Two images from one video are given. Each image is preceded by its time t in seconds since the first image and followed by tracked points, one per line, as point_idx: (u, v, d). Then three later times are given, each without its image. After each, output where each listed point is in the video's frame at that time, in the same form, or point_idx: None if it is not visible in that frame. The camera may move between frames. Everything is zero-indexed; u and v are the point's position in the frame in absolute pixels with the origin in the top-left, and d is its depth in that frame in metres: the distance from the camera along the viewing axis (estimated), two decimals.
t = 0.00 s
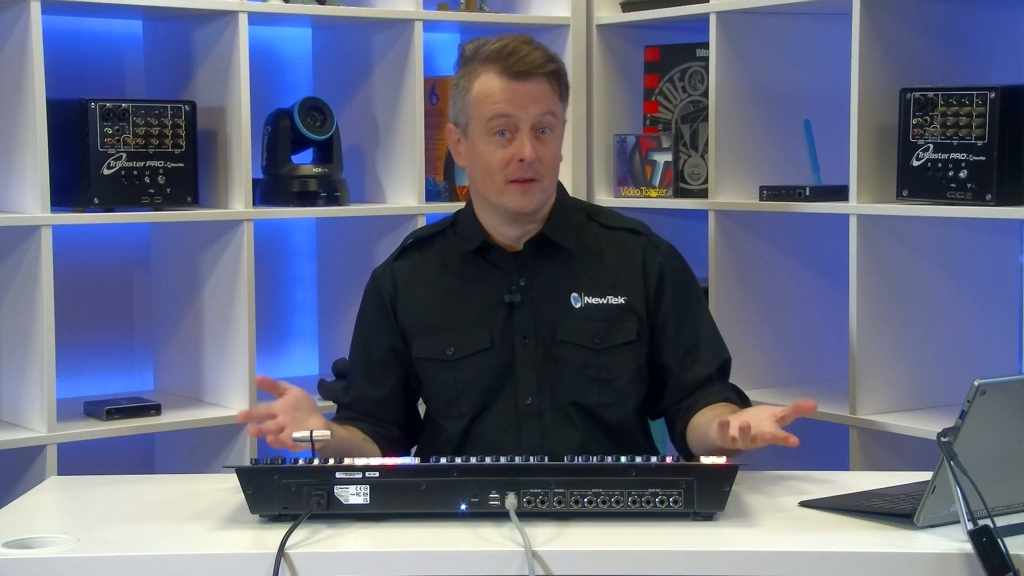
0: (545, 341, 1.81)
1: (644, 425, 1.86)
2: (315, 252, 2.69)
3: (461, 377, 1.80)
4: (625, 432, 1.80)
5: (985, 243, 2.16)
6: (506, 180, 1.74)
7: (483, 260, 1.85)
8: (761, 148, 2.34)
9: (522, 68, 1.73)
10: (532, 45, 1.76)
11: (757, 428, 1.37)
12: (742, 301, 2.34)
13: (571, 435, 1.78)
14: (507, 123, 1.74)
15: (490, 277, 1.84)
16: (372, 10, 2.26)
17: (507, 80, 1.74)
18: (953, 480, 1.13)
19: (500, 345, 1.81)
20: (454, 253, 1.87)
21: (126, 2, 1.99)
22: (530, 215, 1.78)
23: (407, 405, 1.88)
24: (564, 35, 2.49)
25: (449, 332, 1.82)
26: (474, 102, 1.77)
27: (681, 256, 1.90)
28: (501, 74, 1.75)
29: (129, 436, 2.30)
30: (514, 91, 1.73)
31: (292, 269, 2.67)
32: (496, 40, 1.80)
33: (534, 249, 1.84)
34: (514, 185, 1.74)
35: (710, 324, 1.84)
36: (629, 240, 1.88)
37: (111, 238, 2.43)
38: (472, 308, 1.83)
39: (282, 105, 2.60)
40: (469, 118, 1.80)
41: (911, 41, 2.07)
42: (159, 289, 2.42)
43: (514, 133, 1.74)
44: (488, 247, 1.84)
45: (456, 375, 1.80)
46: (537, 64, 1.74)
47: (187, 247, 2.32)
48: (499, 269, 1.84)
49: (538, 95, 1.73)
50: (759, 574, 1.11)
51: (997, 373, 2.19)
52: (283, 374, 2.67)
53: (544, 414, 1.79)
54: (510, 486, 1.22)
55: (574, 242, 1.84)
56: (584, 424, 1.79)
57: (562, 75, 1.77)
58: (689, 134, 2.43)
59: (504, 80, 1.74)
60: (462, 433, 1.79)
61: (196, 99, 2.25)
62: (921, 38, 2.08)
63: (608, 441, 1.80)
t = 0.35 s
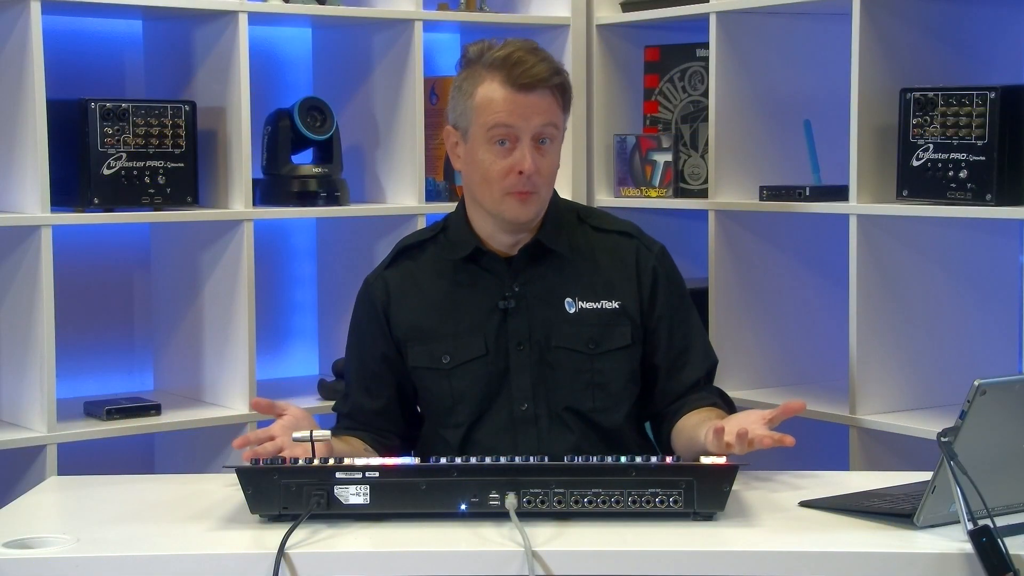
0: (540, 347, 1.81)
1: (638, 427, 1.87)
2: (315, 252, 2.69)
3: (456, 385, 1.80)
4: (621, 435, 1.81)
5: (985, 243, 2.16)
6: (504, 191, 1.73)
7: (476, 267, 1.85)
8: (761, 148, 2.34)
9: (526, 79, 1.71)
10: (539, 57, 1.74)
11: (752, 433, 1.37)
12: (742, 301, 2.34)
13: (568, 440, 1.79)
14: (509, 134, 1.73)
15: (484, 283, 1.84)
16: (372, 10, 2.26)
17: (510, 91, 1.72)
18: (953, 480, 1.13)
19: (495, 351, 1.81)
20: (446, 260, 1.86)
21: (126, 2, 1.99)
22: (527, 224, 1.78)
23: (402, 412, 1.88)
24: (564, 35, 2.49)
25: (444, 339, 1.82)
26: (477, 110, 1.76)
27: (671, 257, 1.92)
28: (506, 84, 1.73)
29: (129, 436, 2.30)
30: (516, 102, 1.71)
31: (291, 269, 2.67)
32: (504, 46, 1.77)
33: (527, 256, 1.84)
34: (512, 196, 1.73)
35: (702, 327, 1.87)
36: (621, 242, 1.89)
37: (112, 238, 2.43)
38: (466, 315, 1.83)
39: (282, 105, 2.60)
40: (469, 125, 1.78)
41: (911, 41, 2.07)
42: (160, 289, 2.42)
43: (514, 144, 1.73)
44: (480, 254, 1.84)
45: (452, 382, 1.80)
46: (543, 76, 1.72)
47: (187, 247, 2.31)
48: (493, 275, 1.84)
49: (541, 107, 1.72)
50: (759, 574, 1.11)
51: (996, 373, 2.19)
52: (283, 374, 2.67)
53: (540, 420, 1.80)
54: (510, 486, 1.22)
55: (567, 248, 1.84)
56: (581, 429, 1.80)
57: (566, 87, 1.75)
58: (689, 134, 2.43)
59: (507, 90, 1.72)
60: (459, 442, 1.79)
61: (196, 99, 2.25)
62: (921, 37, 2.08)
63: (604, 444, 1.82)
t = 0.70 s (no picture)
0: (542, 351, 1.81)
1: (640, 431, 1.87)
2: (315, 252, 2.69)
3: (458, 388, 1.80)
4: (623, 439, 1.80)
5: (985, 244, 2.16)
6: (503, 200, 1.73)
7: (479, 269, 1.85)
8: (761, 149, 2.34)
9: (522, 88, 1.70)
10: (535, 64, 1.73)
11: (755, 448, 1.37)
12: (742, 301, 2.34)
13: (570, 444, 1.79)
14: (507, 143, 1.72)
15: (487, 286, 1.84)
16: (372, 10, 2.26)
17: (507, 100, 1.71)
18: (953, 480, 1.13)
19: (497, 354, 1.81)
20: (448, 262, 1.87)
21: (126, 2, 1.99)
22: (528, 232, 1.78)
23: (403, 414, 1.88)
24: (564, 35, 2.49)
25: (446, 342, 1.82)
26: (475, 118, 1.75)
27: (676, 262, 1.93)
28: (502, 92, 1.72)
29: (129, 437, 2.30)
30: (513, 110, 1.71)
31: (292, 269, 2.67)
32: (500, 54, 1.77)
33: (530, 260, 1.84)
34: (511, 205, 1.72)
35: (705, 333, 1.87)
36: (624, 246, 1.90)
37: (112, 238, 2.43)
38: (468, 318, 1.83)
39: (282, 105, 2.60)
40: (469, 133, 1.78)
41: (911, 42, 2.07)
42: (160, 289, 2.42)
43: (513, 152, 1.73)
44: (484, 255, 1.84)
45: (454, 385, 1.80)
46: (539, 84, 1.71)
47: (187, 247, 2.32)
48: (496, 278, 1.84)
49: (538, 115, 1.71)
50: (759, 574, 1.11)
51: (996, 373, 2.19)
52: (283, 374, 2.67)
53: (542, 425, 1.80)
54: (510, 486, 1.22)
55: (571, 252, 1.84)
56: (582, 434, 1.80)
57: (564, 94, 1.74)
58: (688, 134, 2.43)
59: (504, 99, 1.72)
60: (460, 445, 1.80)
61: (196, 99, 2.25)
62: (921, 38, 2.09)
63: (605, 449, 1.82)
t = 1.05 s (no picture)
0: (546, 349, 1.82)
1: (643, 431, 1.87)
2: (315, 252, 2.69)
3: (459, 384, 1.81)
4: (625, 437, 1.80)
5: (985, 243, 2.16)
6: (500, 192, 1.74)
7: (485, 266, 1.85)
8: (761, 149, 2.34)
9: (510, 77, 1.71)
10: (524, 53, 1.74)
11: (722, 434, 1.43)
12: (742, 301, 2.34)
13: (572, 443, 1.79)
14: (499, 132, 1.73)
15: (491, 282, 1.85)
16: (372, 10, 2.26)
17: (497, 90, 1.72)
18: (953, 480, 1.13)
19: (500, 351, 1.82)
20: (453, 258, 1.88)
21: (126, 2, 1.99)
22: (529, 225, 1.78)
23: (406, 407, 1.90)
24: (564, 35, 2.49)
25: (449, 338, 1.83)
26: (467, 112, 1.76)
27: (682, 261, 1.92)
28: (492, 83, 1.73)
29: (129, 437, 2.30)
30: (503, 101, 1.71)
31: (291, 269, 2.67)
32: (490, 46, 1.77)
33: (536, 257, 1.84)
34: (509, 196, 1.73)
35: (710, 334, 1.86)
36: (631, 244, 1.90)
37: (112, 238, 2.43)
38: (473, 315, 1.83)
39: (282, 105, 2.60)
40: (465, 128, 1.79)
41: (911, 42, 2.07)
42: (160, 289, 2.42)
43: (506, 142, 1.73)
44: (491, 252, 1.84)
45: (456, 381, 1.81)
46: (528, 72, 1.72)
47: (187, 247, 2.32)
48: (501, 275, 1.85)
49: (529, 103, 1.71)
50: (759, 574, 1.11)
51: (996, 373, 2.19)
52: (283, 374, 2.67)
53: (545, 422, 1.80)
54: (510, 486, 1.22)
55: (577, 250, 1.84)
56: (586, 433, 1.80)
57: (555, 81, 1.74)
58: (688, 134, 2.43)
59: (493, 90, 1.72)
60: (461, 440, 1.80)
61: (196, 99, 2.25)
62: (921, 38, 2.09)
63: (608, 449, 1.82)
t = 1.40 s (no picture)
0: (553, 342, 1.83)
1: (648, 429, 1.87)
2: (315, 252, 2.69)
3: (465, 374, 1.82)
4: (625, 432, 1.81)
5: (985, 243, 2.16)
6: (492, 177, 1.76)
7: (495, 257, 1.87)
8: (761, 149, 2.34)
9: (489, 65, 1.79)
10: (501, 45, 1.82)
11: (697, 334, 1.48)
12: (742, 301, 2.34)
13: (576, 438, 1.80)
14: (486, 120, 1.78)
15: (501, 275, 1.86)
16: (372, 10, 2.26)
17: (480, 80, 1.80)
18: (953, 480, 1.13)
19: (507, 343, 1.82)
20: (465, 249, 1.89)
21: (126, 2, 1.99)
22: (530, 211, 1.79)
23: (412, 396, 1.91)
24: (564, 35, 2.49)
25: (457, 328, 1.84)
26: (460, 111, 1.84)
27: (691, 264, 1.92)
28: (475, 77, 1.81)
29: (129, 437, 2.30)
30: (487, 88, 1.78)
31: (292, 269, 2.67)
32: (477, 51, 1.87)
33: (546, 250, 1.85)
34: (500, 179, 1.75)
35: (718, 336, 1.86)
36: (641, 244, 1.90)
37: (112, 239, 2.43)
38: (482, 306, 1.85)
39: (282, 105, 2.60)
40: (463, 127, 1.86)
41: (911, 42, 2.07)
42: (160, 289, 2.42)
43: (494, 129, 1.78)
44: (501, 245, 1.86)
45: (461, 371, 1.82)
46: (504, 58, 1.79)
47: (187, 247, 2.32)
48: (511, 267, 1.86)
49: (509, 86, 1.78)
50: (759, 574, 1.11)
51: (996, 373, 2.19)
52: (283, 374, 2.67)
53: (549, 415, 1.81)
54: (510, 486, 1.22)
55: (587, 246, 1.85)
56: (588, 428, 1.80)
57: (534, 64, 1.80)
58: (688, 134, 2.43)
59: (477, 80, 1.80)
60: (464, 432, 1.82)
61: (196, 99, 2.25)
62: (922, 38, 2.09)
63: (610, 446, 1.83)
